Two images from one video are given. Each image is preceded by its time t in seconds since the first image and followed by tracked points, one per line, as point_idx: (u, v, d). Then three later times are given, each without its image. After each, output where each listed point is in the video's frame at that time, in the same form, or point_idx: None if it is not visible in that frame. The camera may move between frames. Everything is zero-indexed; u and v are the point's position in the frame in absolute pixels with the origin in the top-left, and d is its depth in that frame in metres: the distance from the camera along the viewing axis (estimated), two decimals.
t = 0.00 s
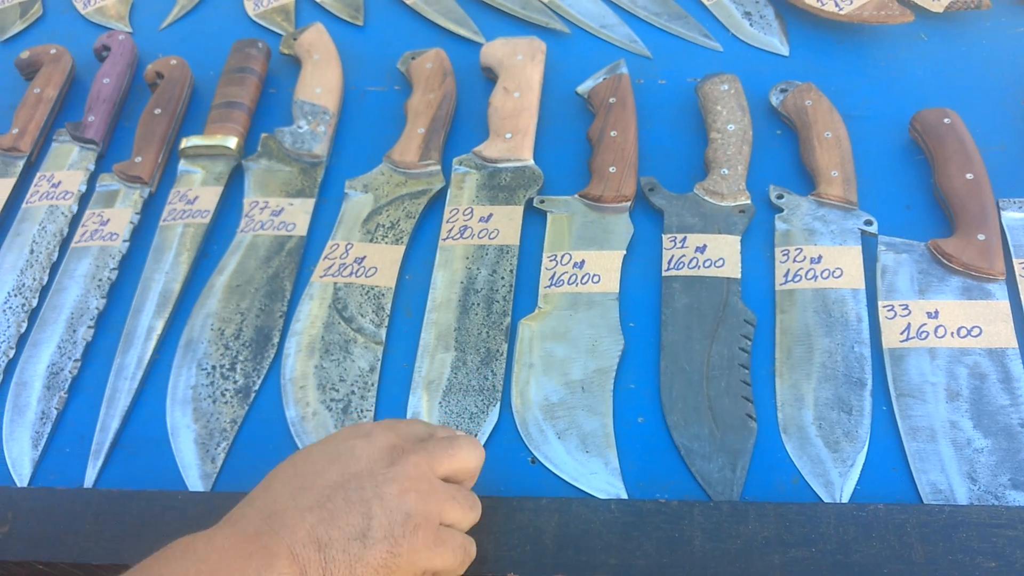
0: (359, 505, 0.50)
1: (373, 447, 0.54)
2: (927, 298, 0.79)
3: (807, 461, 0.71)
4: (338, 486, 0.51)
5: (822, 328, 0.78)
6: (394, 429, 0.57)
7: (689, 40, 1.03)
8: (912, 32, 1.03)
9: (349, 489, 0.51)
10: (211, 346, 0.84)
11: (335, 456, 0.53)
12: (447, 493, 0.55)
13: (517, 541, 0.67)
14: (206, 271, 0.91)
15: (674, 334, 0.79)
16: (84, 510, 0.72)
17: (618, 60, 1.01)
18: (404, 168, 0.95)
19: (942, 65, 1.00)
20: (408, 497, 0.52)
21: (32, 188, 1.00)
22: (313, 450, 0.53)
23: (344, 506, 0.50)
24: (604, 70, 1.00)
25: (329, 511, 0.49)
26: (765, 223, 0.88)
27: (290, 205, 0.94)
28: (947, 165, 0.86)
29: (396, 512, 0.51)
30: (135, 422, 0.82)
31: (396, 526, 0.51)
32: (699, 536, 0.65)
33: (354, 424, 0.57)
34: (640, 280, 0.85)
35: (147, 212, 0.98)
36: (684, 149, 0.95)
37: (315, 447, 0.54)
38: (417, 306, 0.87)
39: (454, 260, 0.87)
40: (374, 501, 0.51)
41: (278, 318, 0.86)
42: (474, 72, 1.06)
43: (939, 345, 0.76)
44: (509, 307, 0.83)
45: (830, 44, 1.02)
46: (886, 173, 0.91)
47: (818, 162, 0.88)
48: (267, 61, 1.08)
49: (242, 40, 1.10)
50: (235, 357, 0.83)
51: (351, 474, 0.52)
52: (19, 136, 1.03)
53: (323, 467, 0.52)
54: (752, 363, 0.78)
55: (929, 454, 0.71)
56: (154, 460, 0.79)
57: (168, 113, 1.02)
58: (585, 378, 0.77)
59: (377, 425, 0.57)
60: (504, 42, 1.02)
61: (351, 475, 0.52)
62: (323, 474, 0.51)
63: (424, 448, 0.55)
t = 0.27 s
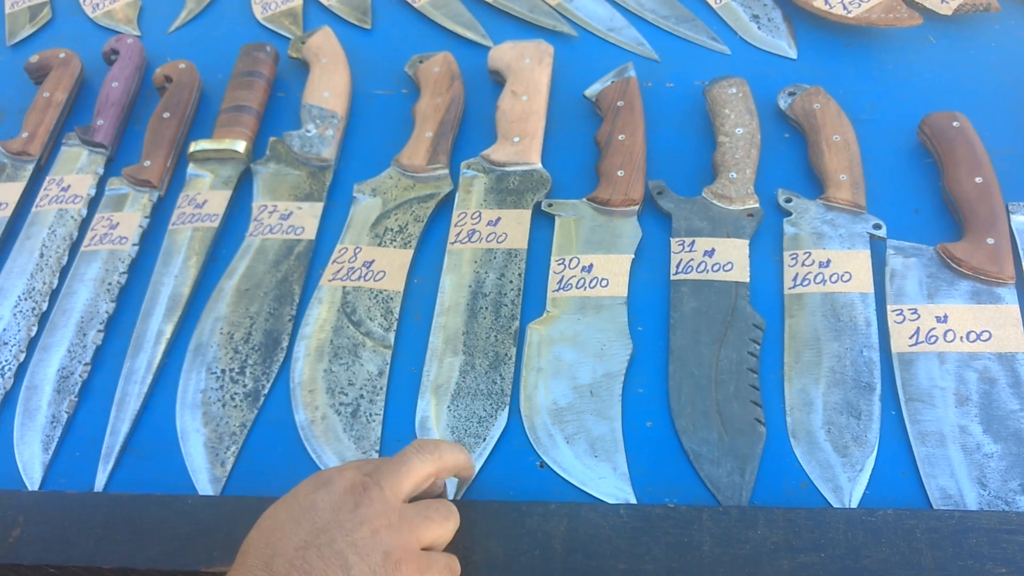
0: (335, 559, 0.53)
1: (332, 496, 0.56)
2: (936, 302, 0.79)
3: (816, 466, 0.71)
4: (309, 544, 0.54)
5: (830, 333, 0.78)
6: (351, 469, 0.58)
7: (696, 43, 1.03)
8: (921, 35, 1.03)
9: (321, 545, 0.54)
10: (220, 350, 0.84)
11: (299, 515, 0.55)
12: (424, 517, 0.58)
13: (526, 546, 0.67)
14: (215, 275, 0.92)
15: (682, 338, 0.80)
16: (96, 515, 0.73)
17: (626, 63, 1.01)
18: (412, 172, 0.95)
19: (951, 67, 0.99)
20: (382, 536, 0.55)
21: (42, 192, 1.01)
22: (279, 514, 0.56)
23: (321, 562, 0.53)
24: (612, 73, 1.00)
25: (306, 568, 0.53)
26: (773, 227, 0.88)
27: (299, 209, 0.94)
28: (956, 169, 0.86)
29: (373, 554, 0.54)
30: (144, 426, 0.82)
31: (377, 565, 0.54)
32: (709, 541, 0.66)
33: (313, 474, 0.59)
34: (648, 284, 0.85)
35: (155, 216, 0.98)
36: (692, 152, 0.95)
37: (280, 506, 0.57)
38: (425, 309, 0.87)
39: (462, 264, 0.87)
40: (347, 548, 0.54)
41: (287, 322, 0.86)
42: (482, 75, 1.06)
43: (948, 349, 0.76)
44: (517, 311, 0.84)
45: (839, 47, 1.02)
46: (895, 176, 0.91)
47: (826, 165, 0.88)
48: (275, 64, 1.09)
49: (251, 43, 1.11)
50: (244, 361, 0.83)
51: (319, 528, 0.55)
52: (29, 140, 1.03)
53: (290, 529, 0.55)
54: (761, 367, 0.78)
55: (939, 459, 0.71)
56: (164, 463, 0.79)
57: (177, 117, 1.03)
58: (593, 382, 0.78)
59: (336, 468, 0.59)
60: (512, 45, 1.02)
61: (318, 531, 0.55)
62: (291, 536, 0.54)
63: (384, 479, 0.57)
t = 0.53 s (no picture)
0: (346, 560, 0.54)
1: (343, 498, 0.57)
2: (942, 301, 0.79)
3: (821, 467, 0.71)
4: (320, 546, 0.54)
5: (836, 333, 0.78)
6: (359, 472, 0.59)
7: (700, 40, 1.03)
8: (927, 30, 1.02)
9: (332, 547, 0.54)
10: (224, 353, 0.84)
11: (308, 517, 0.56)
12: (425, 529, 0.60)
13: (532, 549, 0.67)
14: (218, 277, 0.92)
15: (687, 338, 0.79)
16: (100, 520, 0.73)
17: (630, 62, 1.01)
18: (416, 173, 0.95)
19: (958, 63, 0.99)
20: (392, 541, 0.56)
21: (45, 195, 1.01)
22: (287, 515, 0.56)
23: (331, 563, 0.54)
24: (615, 72, 0.99)
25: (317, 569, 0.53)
26: (778, 226, 0.87)
27: (302, 211, 0.94)
28: (963, 166, 0.86)
29: (382, 558, 0.55)
30: (148, 429, 0.82)
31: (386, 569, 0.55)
32: (714, 543, 0.66)
33: (319, 476, 0.59)
34: (652, 284, 0.85)
35: (159, 218, 0.98)
36: (696, 151, 0.94)
37: (286, 508, 0.57)
38: (429, 311, 0.87)
39: (466, 265, 0.87)
40: (359, 550, 0.55)
41: (291, 323, 0.86)
42: (485, 74, 1.06)
43: (954, 349, 0.76)
44: (521, 312, 0.83)
45: (844, 43, 1.01)
46: (901, 174, 0.90)
47: (831, 164, 0.88)
48: (277, 65, 1.08)
49: (253, 44, 1.10)
50: (248, 363, 0.84)
51: (329, 531, 0.55)
52: (32, 142, 1.04)
53: (301, 531, 0.55)
54: (766, 368, 0.78)
55: (945, 459, 0.70)
56: (170, 467, 0.80)
57: (180, 119, 1.03)
58: (598, 384, 0.78)
59: (343, 471, 0.60)
60: (515, 44, 1.02)
61: (329, 532, 0.55)
62: (302, 537, 0.54)
63: (393, 487, 0.59)
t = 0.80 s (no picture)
0: (360, 569, 0.53)
1: (358, 506, 0.57)
2: (951, 313, 0.79)
3: (831, 477, 0.72)
4: (334, 555, 0.54)
5: (845, 344, 0.78)
6: (372, 481, 0.59)
7: (710, 51, 1.03)
8: (935, 45, 1.03)
9: (346, 556, 0.54)
10: (233, 356, 0.84)
11: (323, 524, 0.55)
12: (436, 538, 0.60)
13: (543, 556, 0.67)
14: (228, 279, 0.92)
15: (697, 347, 0.80)
16: (110, 521, 0.73)
17: (640, 71, 1.01)
18: (426, 178, 0.95)
19: (965, 77, 1.00)
20: (406, 551, 0.56)
21: (53, 195, 1.01)
22: (301, 521, 0.55)
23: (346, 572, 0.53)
24: (625, 81, 1.00)
25: None
26: (787, 236, 0.88)
27: (312, 215, 0.94)
28: (971, 180, 0.86)
29: (395, 568, 0.55)
30: (157, 432, 0.82)
31: None
32: (726, 552, 0.66)
33: (333, 482, 0.59)
34: (662, 293, 0.86)
35: (167, 220, 0.98)
36: (706, 161, 0.94)
37: (299, 514, 0.56)
38: (439, 317, 0.87)
39: (476, 271, 0.87)
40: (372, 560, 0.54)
41: (301, 328, 0.86)
42: (495, 81, 1.06)
43: (963, 361, 0.76)
44: (532, 319, 0.84)
45: (852, 56, 1.02)
46: (909, 186, 0.91)
47: (841, 175, 0.88)
48: (287, 68, 1.08)
49: (263, 47, 1.10)
50: (258, 367, 0.83)
51: (343, 539, 0.55)
52: (40, 142, 1.03)
53: (316, 538, 0.54)
54: (776, 378, 0.78)
55: (954, 471, 0.71)
56: (179, 470, 0.80)
57: (189, 121, 1.02)
58: (608, 392, 0.78)
59: (356, 479, 0.59)
60: (525, 52, 1.02)
61: (344, 541, 0.54)
62: (316, 544, 0.54)
63: (405, 497, 0.59)
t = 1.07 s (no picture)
0: (392, 559, 0.54)
1: (394, 498, 0.57)
2: (981, 324, 0.79)
3: (861, 484, 0.72)
4: (368, 544, 0.54)
5: (876, 352, 0.79)
6: (409, 473, 0.60)
7: (739, 60, 1.04)
8: (964, 59, 1.04)
9: (380, 546, 0.54)
10: (265, 352, 0.85)
11: (358, 514, 0.56)
12: (469, 534, 0.59)
13: (575, 556, 0.67)
14: (259, 276, 0.93)
15: (728, 353, 0.80)
16: (142, 512, 0.73)
17: (670, 78, 1.02)
18: (457, 180, 0.96)
19: (995, 91, 1.00)
20: (439, 544, 0.56)
21: (86, 189, 1.02)
22: (337, 509, 0.56)
23: (378, 561, 0.53)
24: (656, 88, 1.00)
25: (363, 565, 0.53)
26: (817, 245, 0.88)
27: (344, 214, 0.95)
28: (1002, 192, 0.87)
29: (428, 560, 0.54)
30: (189, 425, 0.83)
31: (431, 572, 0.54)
32: (757, 556, 0.66)
33: (370, 473, 0.59)
34: (691, 298, 0.86)
35: (200, 216, 0.99)
36: (735, 168, 0.95)
37: (335, 504, 0.57)
38: (469, 317, 0.88)
39: (507, 273, 0.88)
40: (409, 550, 0.54)
41: (332, 325, 0.87)
42: (525, 85, 1.07)
43: (994, 372, 0.77)
44: (562, 321, 0.84)
45: (882, 68, 1.03)
46: (939, 198, 0.91)
47: (871, 185, 0.89)
48: (320, 69, 1.10)
49: (295, 47, 1.12)
50: (289, 362, 0.84)
51: (378, 530, 0.55)
52: (74, 137, 1.04)
53: (350, 526, 0.55)
54: (806, 384, 0.79)
55: (985, 481, 0.71)
56: (210, 463, 0.80)
57: (223, 119, 1.03)
58: (639, 395, 0.78)
59: (393, 471, 0.60)
60: (557, 57, 1.03)
61: (377, 531, 0.55)
62: (351, 533, 0.54)
63: (442, 491, 0.59)
